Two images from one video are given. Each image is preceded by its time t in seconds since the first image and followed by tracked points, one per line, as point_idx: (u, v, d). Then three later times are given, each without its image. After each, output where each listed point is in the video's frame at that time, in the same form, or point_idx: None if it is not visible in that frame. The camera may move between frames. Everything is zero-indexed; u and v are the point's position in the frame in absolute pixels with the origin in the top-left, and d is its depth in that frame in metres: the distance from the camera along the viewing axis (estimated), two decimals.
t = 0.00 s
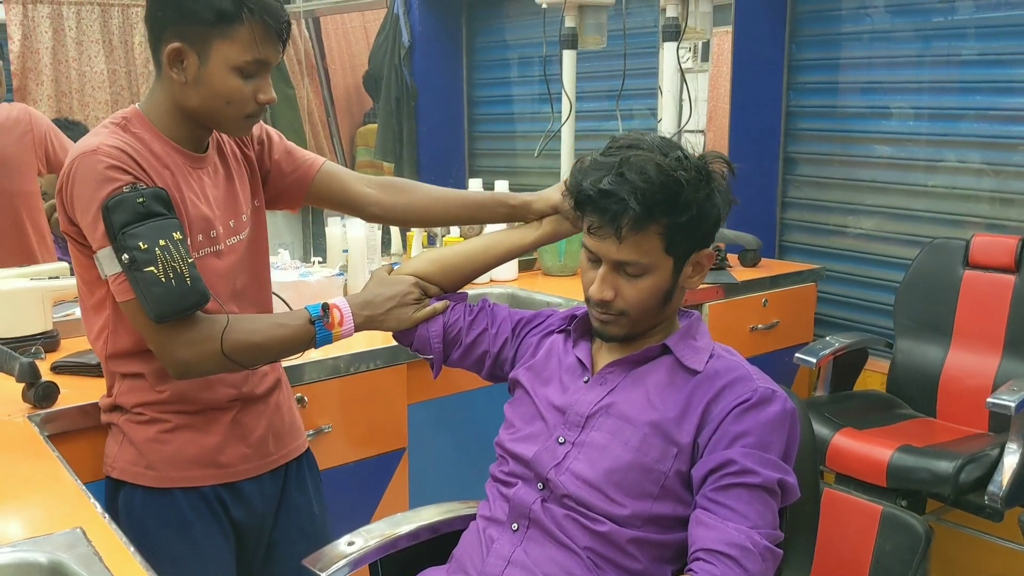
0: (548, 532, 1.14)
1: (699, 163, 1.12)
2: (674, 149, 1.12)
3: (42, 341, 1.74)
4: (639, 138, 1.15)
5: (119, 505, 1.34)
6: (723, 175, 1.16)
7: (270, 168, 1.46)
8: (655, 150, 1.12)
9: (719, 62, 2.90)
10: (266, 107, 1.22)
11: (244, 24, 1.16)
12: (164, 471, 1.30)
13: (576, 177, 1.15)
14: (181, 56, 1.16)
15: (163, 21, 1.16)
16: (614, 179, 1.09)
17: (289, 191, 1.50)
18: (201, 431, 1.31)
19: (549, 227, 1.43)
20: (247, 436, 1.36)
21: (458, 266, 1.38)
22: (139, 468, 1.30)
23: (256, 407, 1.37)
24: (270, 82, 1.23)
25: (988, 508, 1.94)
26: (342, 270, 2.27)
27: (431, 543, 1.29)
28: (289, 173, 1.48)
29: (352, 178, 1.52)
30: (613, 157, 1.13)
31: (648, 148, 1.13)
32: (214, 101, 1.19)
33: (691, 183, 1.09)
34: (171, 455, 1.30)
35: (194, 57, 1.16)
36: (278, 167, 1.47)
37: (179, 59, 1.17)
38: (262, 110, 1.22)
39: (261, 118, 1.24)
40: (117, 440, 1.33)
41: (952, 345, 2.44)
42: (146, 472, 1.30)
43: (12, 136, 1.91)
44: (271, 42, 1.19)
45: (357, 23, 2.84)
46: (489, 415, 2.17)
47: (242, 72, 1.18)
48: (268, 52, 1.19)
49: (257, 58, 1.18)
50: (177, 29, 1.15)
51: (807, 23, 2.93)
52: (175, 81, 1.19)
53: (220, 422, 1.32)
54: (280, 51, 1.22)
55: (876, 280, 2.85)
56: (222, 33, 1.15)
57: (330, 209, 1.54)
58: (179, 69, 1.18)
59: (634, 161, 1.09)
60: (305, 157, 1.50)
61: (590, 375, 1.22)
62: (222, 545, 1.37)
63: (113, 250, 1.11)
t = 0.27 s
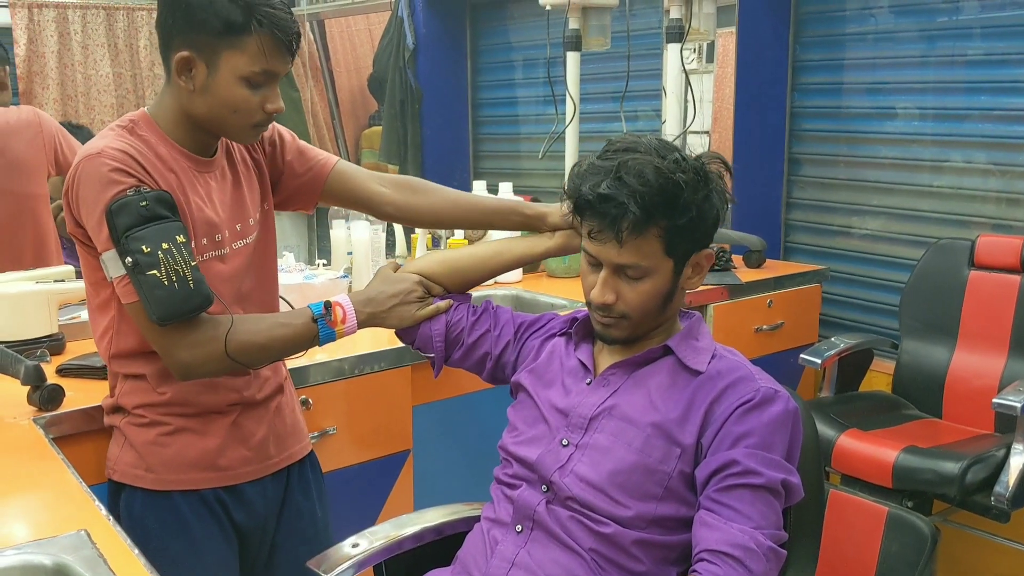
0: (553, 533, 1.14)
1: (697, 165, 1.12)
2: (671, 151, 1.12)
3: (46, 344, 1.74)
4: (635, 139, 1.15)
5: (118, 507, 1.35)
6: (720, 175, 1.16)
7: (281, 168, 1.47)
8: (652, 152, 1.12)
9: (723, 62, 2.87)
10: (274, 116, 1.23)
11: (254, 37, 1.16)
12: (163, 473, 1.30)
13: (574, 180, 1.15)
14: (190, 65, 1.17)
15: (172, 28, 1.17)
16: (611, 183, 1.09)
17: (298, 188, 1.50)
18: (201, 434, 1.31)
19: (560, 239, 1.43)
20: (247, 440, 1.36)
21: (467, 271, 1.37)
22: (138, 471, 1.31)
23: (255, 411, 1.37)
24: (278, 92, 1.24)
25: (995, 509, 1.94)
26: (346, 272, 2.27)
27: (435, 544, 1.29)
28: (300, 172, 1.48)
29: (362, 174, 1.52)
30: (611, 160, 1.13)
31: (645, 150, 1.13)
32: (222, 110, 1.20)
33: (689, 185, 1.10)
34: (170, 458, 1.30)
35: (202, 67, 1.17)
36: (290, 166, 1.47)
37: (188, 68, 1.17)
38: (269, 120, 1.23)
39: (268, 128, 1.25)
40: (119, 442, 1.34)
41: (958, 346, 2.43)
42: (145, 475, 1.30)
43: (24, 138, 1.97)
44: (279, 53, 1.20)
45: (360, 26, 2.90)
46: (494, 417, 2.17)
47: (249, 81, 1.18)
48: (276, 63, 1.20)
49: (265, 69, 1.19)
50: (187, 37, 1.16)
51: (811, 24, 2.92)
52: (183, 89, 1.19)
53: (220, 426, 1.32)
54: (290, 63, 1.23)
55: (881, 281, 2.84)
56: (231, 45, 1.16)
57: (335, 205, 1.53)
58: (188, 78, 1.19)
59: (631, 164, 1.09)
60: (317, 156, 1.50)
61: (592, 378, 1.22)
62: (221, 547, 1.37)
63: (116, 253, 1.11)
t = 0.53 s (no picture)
0: (558, 534, 1.14)
1: (692, 162, 1.12)
2: (665, 149, 1.13)
3: (56, 347, 1.75)
4: (628, 140, 1.16)
5: (157, 508, 1.36)
6: (717, 170, 1.16)
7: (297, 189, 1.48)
8: (647, 151, 1.13)
9: (732, 62, 2.86)
10: (282, 100, 1.24)
11: (251, 20, 1.17)
12: (211, 473, 1.32)
13: (572, 183, 1.16)
14: (194, 59, 1.18)
15: (171, 26, 1.18)
16: (607, 184, 1.10)
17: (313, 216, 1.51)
18: (244, 433, 1.34)
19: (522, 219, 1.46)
20: (286, 436, 1.39)
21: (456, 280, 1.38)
22: (184, 471, 1.32)
23: (292, 408, 1.41)
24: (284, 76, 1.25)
25: (1002, 509, 1.92)
26: (353, 274, 2.28)
27: (443, 545, 1.30)
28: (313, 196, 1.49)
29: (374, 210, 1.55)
30: (607, 161, 1.14)
31: (638, 150, 1.14)
32: (230, 100, 1.20)
33: (685, 182, 1.10)
34: (217, 457, 1.32)
35: (206, 60, 1.18)
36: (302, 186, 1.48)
37: (193, 62, 1.18)
38: (278, 105, 1.24)
39: (278, 113, 1.26)
40: (158, 444, 1.34)
41: (965, 346, 2.43)
42: (193, 474, 1.32)
43: (33, 144, 1.93)
44: (279, 34, 1.20)
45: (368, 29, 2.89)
46: (500, 418, 2.17)
47: (254, 67, 1.19)
48: (277, 46, 1.21)
49: (268, 52, 1.20)
50: (187, 32, 1.17)
51: (817, 24, 2.92)
52: (190, 85, 1.20)
53: (263, 425, 1.36)
54: (290, 43, 1.24)
55: (888, 281, 2.84)
56: (232, 31, 1.16)
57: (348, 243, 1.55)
58: (194, 73, 1.19)
59: (627, 164, 1.10)
60: (329, 185, 1.52)
61: (597, 379, 1.23)
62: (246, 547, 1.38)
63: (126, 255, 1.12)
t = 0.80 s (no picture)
0: (563, 537, 1.15)
1: (695, 171, 1.12)
2: (667, 157, 1.13)
3: (64, 350, 1.77)
4: (630, 149, 1.16)
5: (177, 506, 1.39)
6: (721, 177, 1.16)
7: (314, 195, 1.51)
8: (646, 161, 1.13)
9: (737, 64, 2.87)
10: (298, 108, 1.23)
11: (262, 30, 1.15)
12: (230, 471, 1.34)
13: (572, 195, 1.16)
14: (207, 70, 1.18)
15: (185, 37, 1.18)
16: (606, 199, 1.10)
17: (328, 227, 1.55)
18: (265, 431, 1.36)
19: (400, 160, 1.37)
20: (304, 436, 1.41)
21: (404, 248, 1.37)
22: (205, 469, 1.34)
23: (312, 407, 1.43)
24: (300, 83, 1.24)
25: (1010, 511, 1.91)
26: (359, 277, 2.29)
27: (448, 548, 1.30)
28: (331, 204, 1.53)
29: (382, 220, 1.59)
30: (607, 172, 1.14)
31: (640, 159, 1.13)
32: (245, 109, 1.20)
33: (687, 192, 1.10)
34: (237, 455, 1.34)
35: (219, 70, 1.17)
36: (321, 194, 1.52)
37: (206, 73, 1.18)
38: (294, 113, 1.23)
39: (296, 120, 1.25)
40: (180, 442, 1.37)
41: (972, 347, 2.42)
42: (212, 472, 1.34)
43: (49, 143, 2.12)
44: (292, 44, 1.19)
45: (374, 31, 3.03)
46: (506, 420, 2.18)
47: (267, 78, 1.18)
48: (291, 55, 1.19)
49: (281, 63, 1.18)
50: (200, 44, 1.17)
51: (823, 25, 2.92)
52: (205, 95, 1.20)
53: (283, 424, 1.38)
54: (305, 50, 1.22)
55: (895, 283, 2.83)
56: (243, 43, 1.15)
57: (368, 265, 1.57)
58: (207, 83, 1.19)
59: (624, 175, 1.10)
60: (345, 201, 1.56)
61: (604, 382, 1.23)
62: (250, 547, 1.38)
63: (168, 264, 1.13)
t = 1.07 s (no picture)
0: (565, 539, 1.15)
1: (707, 180, 1.12)
2: (679, 164, 1.12)
3: (68, 352, 1.77)
4: (640, 154, 1.15)
5: (201, 506, 1.47)
6: (732, 184, 1.15)
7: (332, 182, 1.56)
8: (657, 168, 1.12)
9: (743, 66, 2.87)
10: (323, 104, 1.26)
11: (281, 34, 1.18)
12: (257, 472, 1.41)
13: (582, 202, 1.15)
14: (231, 78, 1.21)
15: (206, 48, 1.22)
16: (616, 207, 1.09)
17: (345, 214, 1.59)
18: (290, 434, 1.42)
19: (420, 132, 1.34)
20: (327, 437, 1.47)
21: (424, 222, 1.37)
22: (232, 470, 1.41)
23: (334, 409, 1.49)
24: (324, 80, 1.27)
25: (1015, 513, 1.92)
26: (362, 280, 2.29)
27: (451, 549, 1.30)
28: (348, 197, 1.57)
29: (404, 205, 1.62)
30: (617, 178, 1.13)
31: (651, 166, 1.12)
32: (271, 112, 1.23)
33: (699, 201, 1.10)
34: (265, 456, 1.41)
35: (242, 76, 1.21)
36: (336, 191, 1.56)
37: (229, 81, 1.22)
38: (320, 110, 1.26)
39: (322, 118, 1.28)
40: (207, 443, 1.44)
41: (977, 349, 2.41)
42: (240, 473, 1.41)
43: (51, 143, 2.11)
44: (310, 44, 1.21)
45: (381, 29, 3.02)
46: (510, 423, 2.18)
47: (290, 80, 1.21)
48: (311, 54, 1.22)
49: (302, 63, 1.21)
50: (221, 53, 1.20)
51: (827, 27, 2.91)
52: (231, 102, 1.24)
53: (307, 426, 1.44)
54: (326, 49, 1.24)
55: (900, 285, 2.82)
56: (263, 48, 1.18)
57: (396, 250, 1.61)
58: (232, 91, 1.23)
59: (636, 183, 1.09)
60: (362, 188, 1.59)
61: (608, 384, 1.22)
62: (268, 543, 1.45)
63: (287, 239, 1.22)
